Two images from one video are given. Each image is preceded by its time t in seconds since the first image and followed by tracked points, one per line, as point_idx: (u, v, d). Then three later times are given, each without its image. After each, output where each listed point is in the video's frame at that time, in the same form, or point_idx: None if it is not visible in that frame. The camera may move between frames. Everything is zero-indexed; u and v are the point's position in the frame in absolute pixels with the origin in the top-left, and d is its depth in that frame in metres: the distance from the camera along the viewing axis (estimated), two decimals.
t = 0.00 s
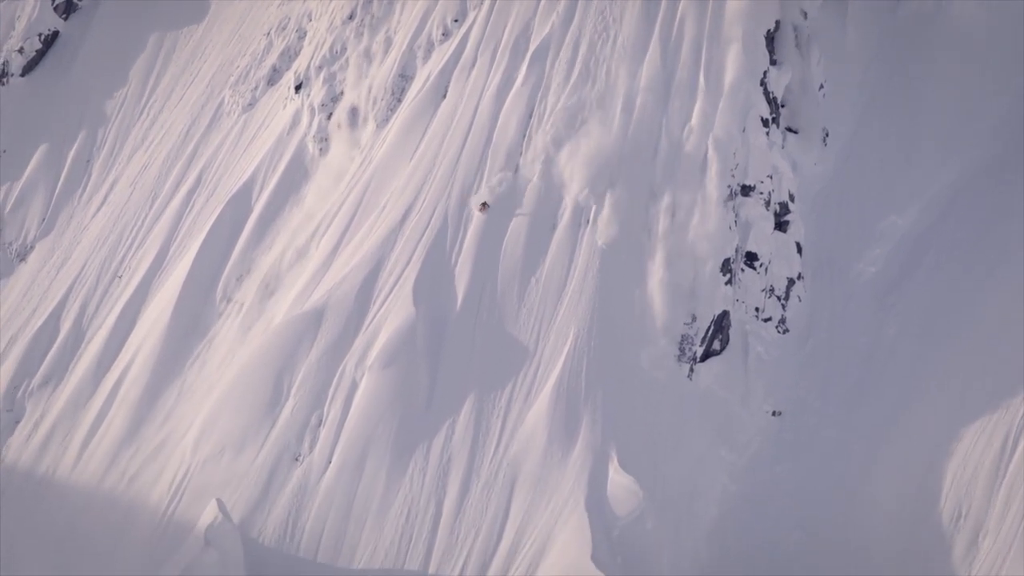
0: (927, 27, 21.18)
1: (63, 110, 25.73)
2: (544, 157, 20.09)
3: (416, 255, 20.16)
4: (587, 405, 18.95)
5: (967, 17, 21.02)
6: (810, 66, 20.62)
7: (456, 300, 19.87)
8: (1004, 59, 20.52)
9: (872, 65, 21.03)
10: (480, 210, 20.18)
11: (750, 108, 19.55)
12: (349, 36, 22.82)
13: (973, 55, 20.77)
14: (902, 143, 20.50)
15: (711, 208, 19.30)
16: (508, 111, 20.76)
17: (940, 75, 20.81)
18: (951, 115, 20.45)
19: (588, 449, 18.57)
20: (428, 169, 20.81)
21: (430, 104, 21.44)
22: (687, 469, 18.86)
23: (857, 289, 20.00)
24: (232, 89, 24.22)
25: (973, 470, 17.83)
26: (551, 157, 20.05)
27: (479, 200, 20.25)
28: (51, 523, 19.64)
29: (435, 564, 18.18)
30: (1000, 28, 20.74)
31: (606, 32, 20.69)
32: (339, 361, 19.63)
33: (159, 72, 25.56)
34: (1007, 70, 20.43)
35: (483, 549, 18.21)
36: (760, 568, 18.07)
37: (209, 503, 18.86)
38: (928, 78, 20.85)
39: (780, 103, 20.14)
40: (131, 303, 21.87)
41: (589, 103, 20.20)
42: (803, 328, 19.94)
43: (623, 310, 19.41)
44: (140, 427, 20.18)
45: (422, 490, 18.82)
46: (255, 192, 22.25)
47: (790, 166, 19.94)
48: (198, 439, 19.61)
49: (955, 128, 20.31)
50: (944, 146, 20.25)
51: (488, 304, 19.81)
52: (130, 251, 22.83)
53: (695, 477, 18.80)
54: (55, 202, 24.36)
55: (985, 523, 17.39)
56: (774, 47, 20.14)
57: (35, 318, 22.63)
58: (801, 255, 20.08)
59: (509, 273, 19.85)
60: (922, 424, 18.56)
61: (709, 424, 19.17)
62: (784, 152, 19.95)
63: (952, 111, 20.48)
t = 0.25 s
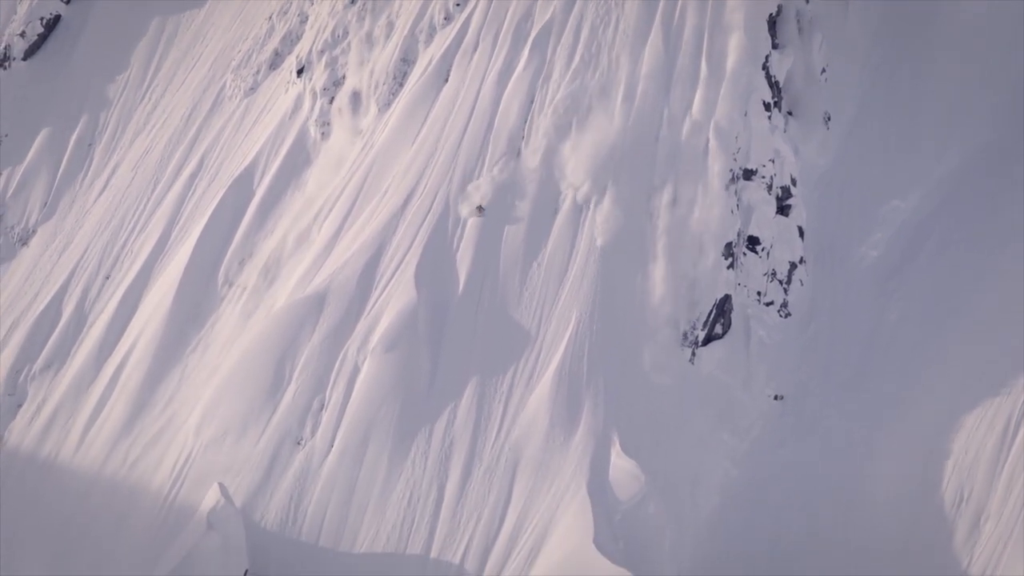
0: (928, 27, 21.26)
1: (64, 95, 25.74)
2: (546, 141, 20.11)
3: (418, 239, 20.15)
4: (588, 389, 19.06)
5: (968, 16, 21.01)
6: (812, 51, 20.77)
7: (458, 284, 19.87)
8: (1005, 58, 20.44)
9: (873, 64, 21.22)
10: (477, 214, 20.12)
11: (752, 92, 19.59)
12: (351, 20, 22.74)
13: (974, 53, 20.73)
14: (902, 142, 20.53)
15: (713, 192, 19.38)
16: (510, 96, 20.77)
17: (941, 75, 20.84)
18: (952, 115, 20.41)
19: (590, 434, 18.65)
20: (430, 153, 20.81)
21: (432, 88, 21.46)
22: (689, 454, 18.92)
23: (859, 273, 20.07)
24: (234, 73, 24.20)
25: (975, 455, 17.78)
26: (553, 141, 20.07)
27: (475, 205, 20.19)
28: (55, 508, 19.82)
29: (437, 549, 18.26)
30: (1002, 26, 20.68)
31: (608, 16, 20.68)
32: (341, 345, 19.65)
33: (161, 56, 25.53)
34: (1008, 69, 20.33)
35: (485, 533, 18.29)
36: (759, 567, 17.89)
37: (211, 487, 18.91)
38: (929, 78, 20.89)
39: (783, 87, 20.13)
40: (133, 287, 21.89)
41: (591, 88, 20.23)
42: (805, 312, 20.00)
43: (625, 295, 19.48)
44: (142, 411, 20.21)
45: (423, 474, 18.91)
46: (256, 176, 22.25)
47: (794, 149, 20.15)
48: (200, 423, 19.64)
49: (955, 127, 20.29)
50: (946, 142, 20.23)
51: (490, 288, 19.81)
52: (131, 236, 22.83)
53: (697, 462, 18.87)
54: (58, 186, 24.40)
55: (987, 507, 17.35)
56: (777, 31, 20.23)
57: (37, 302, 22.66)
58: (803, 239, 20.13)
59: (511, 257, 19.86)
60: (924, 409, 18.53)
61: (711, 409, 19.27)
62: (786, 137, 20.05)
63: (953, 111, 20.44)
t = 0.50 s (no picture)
0: (926, 29, 21.35)
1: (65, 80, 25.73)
2: (547, 126, 20.16)
3: (420, 223, 20.15)
4: (590, 373, 19.13)
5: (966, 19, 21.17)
6: (812, 37, 21.05)
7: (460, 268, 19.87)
8: (1003, 59, 20.55)
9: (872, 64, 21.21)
10: (473, 215, 19.98)
11: (754, 76, 19.65)
12: (353, 5, 22.67)
13: (972, 54, 20.84)
14: (899, 139, 20.51)
15: (714, 176, 19.42)
16: (511, 81, 20.80)
17: (939, 76, 20.89)
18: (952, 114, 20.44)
19: (592, 418, 18.75)
20: (432, 138, 20.84)
21: (433, 72, 21.49)
22: (692, 438, 18.95)
23: (861, 257, 20.05)
24: (235, 58, 24.19)
25: (977, 438, 17.85)
26: (555, 126, 20.11)
27: (472, 203, 20.07)
28: (56, 491, 19.85)
29: (439, 533, 18.37)
30: (1000, 28, 20.82)
31: None
32: (342, 329, 19.70)
33: (162, 40, 25.48)
34: (1006, 69, 20.44)
35: (487, 517, 18.40)
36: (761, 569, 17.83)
37: (212, 472, 18.97)
38: (927, 78, 20.93)
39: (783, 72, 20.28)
40: (134, 272, 21.93)
41: (592, 72, 20.30)
42: (806, 297, 20.04)
43: (626, 279, 19.53)
44: (144, 394, 20.26)
45: (425, 458, 19.02)
46: (257, 161, 22.25)
47: (794, 132, 20.34)
48: (202, 406, 19.71)
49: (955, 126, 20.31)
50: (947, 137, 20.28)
51: (491, 272, 19.82)
52: (133, 221, 22.86)
53: (699, 446, 18.90)
54: (59, 170, 24.39)
55: (988, 490, 17.46)
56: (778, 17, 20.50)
57: (38, 287, 22.66)
58: (805, 223, 20.18)
59: (513, 240, 19.85)
60: (926, 394, 18.55)
61: (714, 393, 19.29)
62: (787, 122, 20.17)
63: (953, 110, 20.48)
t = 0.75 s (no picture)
0: (926, 30, 21.28)
1: (65, 65, 25.77)
2: (547, 112, 20.20)
3: (421, 209, 20.16)
4: (591, 359, 19.16)
5: (966, 18, 21.11)
6: (813, 21, 20.92)
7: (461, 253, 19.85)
8: (1004, 59, 20.51)
9: (871, 65, 21.11)
10: (472, 217, 19.90)
11: (755, 61, 19.59)
12: None
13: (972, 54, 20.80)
14: (898, 136, 20.49)
15: (715, 162, 19.44)
16: (512, 67, 20.81)
17: (939, 76, 20.85)
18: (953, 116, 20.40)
19: (593, 404, 18.80)
20: (433, 124, 20.86)
21: (434, 57, 21.50)
22: (692, 424, 18.94)
23: (862, 243, 20.06)
24: (235, 43, 24.15)
25: (977, 424, 17.86)
26: (556, 111, 20.13)
27: (472, 205, 19.95)
28: (57, 477, 19.89)
29: (439, 519, 18.40)
30: (1000, 28, 20.78)
31: None
32: (343, 315, 19.70)
33: (163, 26, 25.43)
34: (1007, 69, 20.40)
35: (487, 503, 18.42)
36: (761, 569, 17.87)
37: (213, 457, 18.99)
38: (928, 78, 20.88)
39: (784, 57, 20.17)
40: (135, 258, 21.99)
41: (592, 58, 20.36)
42: (807, 283, 20.04)
43: (627, 265, 19.55)
44: (145, 380, 20.28)
45: (426, 444, 19.02)
46: (258, 147, 22.26)
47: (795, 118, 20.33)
48: (203, 392, 19.73)
49: (954, 126, 20.28)
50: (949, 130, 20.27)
51: (492, 258, 19.82)
52: (133, 207, 22.93)
53: (700, 432, 18.89)
54: (60, 155, 24.55)
55: (989, 476, 17.49)
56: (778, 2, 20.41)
57: (40, 272, 22.77)
58: (805, 209, 20.15)
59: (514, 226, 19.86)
60: (926, 381, 18.57)
61: (714, 379, 19.30)
62: (787, 107, 20.09)
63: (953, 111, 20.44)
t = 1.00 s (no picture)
0: (925, 31, 21.28)
1: (66, 53, 25.81)
2: (548, 99, 20.20)
3: (420, 196, 20.18)
4: (592, 347, 19.15)
5: (966, 20, 21.06)
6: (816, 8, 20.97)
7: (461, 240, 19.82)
8: (1004, 60, 20.40)
9: (871, 64, 21.11)
10: (472, 220, 19.77)
11: (756, 48, 19.61)
12: None
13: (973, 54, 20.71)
14: (897, 133, 20.40)
15: (715, 150, 19.45)
16: (513, 54, 20.81)
17: (940, 76, 20.74)
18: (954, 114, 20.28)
19: (593, 391, 18.80)
20: (433, 111, 20.90)
21: (435, 44, 21.54)
22: (692, 411, 18.95)
23: (863, 229, 20.04)
24: (235, 31, 24.17)
25: (977, 411, 17.87)
26: (557, 98, 20.15)
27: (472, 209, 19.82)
28: (57, 463, 19.93)
29: (440, 505, 18.41)
30: (1000, 28, 20.69)
31: None
32: (344, 302, 19.70)
33: (163, 13, 25.44)
34: (1007, 70, 20.28)
35: (488, 490, 18.43)
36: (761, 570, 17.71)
37: (214, 443, 19.00)
38: (929, 78, 20.78)
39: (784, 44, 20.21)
40: (135, 245, 22.05)
41: (592, 45, 20.38)
42: (807, 270, 20.03)
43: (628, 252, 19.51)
44: (145, 367, 20.30)
45: (426, 431, 19.02)
46: (258, 134, 22.34)
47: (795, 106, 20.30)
48: (203, 379, 19.73)
49: (954, 125, 20.18)
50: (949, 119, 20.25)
51: (492, 244, 19.80)
52: (134, 193, 23.02)
53: (701, 419, 18.90)
54: (61, 142, 24.64)
55: (989, 463, 17.47)
56: None
57: (41, 260, 22.85)
58: (805, 196, 20.15)
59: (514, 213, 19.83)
60: (927, 369, 18.60)
61: (714, 366, 19.30)
62: (788, 93, 20.00)
63: (954, 109, 20.32)
